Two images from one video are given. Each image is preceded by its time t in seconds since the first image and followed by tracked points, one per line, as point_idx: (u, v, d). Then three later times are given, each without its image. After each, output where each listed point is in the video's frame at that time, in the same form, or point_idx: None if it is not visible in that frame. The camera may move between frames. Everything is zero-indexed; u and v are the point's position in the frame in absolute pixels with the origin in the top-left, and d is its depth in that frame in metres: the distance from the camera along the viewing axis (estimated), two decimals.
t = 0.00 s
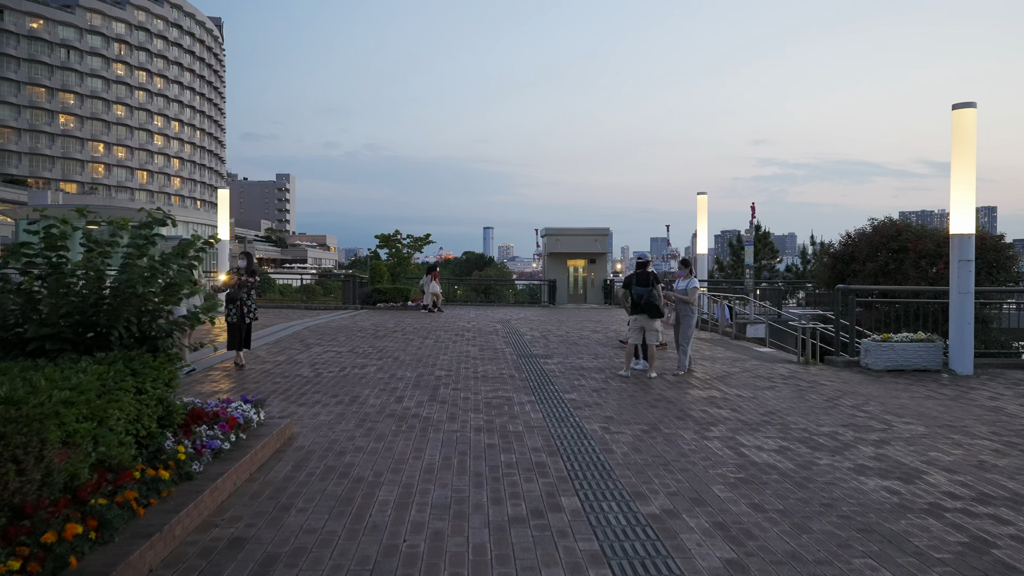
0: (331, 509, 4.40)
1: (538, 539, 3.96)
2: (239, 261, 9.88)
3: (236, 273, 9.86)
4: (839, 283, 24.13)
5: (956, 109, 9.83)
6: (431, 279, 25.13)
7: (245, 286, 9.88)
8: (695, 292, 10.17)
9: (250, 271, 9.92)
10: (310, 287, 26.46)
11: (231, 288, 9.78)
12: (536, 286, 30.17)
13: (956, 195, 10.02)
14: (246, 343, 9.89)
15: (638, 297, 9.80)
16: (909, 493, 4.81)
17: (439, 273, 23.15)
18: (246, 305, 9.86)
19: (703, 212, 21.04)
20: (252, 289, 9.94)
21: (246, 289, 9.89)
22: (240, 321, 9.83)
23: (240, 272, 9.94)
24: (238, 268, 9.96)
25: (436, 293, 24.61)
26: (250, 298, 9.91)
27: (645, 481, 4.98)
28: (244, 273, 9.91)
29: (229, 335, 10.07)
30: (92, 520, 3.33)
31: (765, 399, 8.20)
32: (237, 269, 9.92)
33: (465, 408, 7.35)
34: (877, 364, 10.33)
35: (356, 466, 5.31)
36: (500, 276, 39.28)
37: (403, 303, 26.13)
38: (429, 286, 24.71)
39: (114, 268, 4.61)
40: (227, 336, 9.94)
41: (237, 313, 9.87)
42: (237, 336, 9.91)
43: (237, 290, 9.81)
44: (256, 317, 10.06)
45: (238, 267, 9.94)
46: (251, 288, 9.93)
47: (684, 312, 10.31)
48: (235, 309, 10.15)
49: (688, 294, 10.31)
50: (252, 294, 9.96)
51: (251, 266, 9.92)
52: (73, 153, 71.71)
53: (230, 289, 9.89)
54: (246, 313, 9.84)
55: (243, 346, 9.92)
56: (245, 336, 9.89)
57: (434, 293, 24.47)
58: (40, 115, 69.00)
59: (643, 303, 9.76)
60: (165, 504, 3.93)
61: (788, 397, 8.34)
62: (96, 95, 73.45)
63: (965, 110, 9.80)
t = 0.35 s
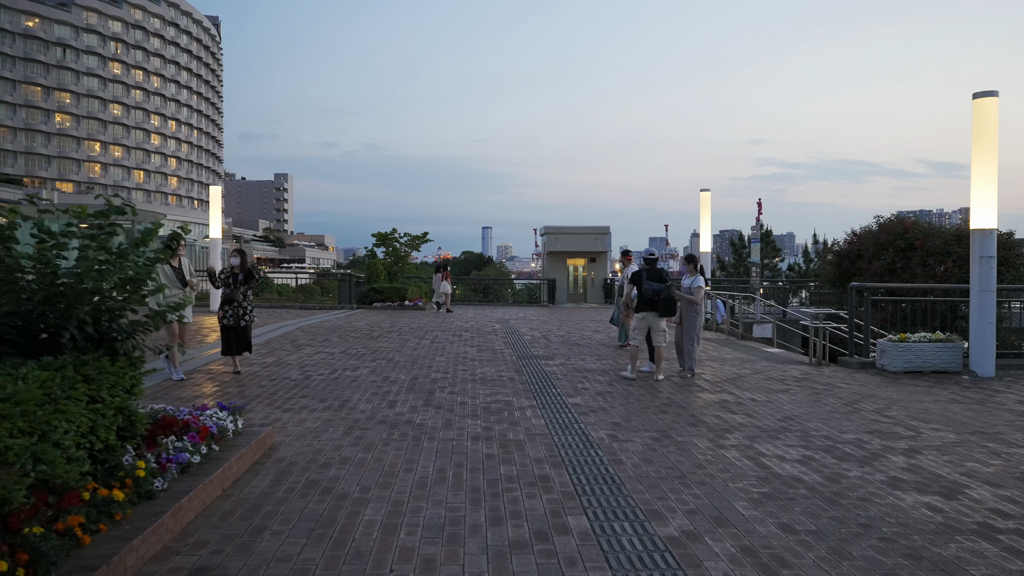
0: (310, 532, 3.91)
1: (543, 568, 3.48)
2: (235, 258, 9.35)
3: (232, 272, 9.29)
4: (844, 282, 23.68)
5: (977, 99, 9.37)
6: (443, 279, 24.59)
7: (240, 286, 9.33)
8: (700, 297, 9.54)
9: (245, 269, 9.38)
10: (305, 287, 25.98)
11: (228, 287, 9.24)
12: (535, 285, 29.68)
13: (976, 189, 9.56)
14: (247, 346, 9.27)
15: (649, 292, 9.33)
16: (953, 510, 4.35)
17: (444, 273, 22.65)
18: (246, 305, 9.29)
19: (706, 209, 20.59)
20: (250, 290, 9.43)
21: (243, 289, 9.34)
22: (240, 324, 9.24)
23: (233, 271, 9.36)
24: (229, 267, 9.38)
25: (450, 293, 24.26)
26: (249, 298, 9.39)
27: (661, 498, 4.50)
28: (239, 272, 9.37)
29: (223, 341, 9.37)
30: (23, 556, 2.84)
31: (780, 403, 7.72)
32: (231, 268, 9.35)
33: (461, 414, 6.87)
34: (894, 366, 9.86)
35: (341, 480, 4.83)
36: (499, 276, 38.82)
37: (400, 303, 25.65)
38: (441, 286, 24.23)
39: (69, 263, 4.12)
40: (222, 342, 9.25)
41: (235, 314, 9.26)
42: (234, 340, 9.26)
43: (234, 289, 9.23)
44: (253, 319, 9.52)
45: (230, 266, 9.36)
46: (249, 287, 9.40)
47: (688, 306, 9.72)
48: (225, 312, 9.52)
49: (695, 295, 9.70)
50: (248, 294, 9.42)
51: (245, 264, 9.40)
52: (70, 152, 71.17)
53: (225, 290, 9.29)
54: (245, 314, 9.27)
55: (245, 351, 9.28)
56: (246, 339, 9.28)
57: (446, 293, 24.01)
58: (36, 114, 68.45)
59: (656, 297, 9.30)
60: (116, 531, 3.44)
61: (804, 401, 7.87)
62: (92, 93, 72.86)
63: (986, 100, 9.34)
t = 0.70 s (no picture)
0: (284, 563, 3.44)
1: None
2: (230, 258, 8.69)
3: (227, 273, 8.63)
4: (850, 281, 23.22)
5: (999, 87, 8.91)
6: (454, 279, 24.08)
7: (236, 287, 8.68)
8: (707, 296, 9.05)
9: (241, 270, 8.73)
10: (301, 286, 25.42)
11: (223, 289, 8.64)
12: (533, 284, 29.21)
13: (999, 182, 9.10)
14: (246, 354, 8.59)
15: (650, 290, 8.81)
16: (1007, 534, 3.89)
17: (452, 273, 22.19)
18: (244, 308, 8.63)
19: (709, 206, 20.11)
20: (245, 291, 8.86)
21: (240, 291, 8.69)
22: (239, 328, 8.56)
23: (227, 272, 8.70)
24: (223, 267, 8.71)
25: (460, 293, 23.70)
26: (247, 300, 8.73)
27: (679, 520, 4.03)
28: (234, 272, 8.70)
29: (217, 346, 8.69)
30: None
31: (797, 408, 7.26)
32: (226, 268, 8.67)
33: (458, 422, 6.39)
34: (912, 368, 9.39)
35: (323, 499, 4.35)
36: (497, 275, 38.31)
37: (396, 303, 25.17)
38: (454, 285, 23.83)
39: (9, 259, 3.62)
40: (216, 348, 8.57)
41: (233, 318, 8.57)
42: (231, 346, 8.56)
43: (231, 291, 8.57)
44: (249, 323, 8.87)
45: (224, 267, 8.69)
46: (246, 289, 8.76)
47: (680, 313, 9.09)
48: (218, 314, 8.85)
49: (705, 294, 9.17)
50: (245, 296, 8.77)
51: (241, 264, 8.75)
52: (66, 151, 70.56)
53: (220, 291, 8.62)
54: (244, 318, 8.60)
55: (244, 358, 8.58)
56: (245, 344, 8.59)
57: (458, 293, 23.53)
58: (32, 113, 67.84)
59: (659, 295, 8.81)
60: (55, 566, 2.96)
61: (823, 406, 7.40)
62: (88, 92, 72.25)
63: (1009, 88, 8.88)
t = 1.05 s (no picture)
0: None
1: None
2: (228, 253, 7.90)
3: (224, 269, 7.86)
4: (856, 280, 22.79)
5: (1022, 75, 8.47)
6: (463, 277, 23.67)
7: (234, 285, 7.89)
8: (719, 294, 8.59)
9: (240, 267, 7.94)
10: (300, 286, 24.54)
11: (218, 285, 7.89)
12: (533, 284, 28.74)
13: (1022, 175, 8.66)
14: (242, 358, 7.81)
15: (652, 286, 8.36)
16: None
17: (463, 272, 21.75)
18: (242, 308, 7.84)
19: (713, 202, 19.66)
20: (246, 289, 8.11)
21: (238, 289, 7.90)
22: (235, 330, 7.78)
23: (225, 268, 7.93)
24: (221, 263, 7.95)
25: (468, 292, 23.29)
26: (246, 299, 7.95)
27: (705, 547, 3.56)
28: (232, 269, 7.93)
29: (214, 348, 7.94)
30: None
31: (818, 414, 6.80)
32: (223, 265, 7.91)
33: (455, 430, 5.91)
34: (934, 371, 8.92)
35: (302, 522, 3.86)
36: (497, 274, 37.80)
37: (394, 302, 24.71)
38: (464, 284, 23.44)
39: None
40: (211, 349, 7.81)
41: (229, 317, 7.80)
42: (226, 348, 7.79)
43: (228, 289, 7.80)
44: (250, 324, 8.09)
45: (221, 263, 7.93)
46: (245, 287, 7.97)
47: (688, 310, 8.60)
48: (218, 313, 8.13)
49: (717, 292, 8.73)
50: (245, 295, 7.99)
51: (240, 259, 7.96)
52: (63, 149, 69.93)
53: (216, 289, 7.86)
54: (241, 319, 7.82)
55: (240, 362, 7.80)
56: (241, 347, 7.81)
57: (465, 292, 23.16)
58: (28, 111, 67.21)
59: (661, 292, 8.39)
60: None
61: (846, 412, 6.93)
62: (85, 90, 71.61)
63: None
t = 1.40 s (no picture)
0: None
1: None
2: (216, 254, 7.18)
3: (212, 272, 7.15)
4: (861, 280, 22.37)
5: None
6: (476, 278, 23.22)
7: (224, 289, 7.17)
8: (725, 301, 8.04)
9: (229, 270, 7.23)
10: (296, 286, 24.47)
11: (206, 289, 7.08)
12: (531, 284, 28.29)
13: None
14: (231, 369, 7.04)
15: (642, 292, 7.85)
16: None
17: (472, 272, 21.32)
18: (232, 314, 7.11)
19: (716, 201, 19.23)
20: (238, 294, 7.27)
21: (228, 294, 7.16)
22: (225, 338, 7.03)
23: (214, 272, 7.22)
24: (209, 266, 7.24)
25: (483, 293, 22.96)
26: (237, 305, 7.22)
27: None
28: (222, 273, 7.21)
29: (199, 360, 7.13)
30: None
31: (838, 427, 6.34)
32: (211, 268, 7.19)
33: (449, 446, 5.46)
34: (953, 378, 8.49)
35: (270, 561, 3.40)
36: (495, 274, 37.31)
37: (390, 303, 24.26)
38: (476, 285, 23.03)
39: None
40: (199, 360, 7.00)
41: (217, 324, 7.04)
42: (213, 358, 7.00)
43: (216, 293, 7.07)
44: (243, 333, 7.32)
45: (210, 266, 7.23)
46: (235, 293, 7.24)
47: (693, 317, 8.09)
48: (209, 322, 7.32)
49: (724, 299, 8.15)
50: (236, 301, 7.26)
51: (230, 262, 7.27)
52: (59, 149, 69.28)
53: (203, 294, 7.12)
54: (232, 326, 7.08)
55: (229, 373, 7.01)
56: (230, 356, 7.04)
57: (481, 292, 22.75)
58: (24, 109, 66.57)
59: (648, 299, 7.89)
60: None
61: (867, 424, 6.48)
62: (80, 89, 70.92)
63: None
